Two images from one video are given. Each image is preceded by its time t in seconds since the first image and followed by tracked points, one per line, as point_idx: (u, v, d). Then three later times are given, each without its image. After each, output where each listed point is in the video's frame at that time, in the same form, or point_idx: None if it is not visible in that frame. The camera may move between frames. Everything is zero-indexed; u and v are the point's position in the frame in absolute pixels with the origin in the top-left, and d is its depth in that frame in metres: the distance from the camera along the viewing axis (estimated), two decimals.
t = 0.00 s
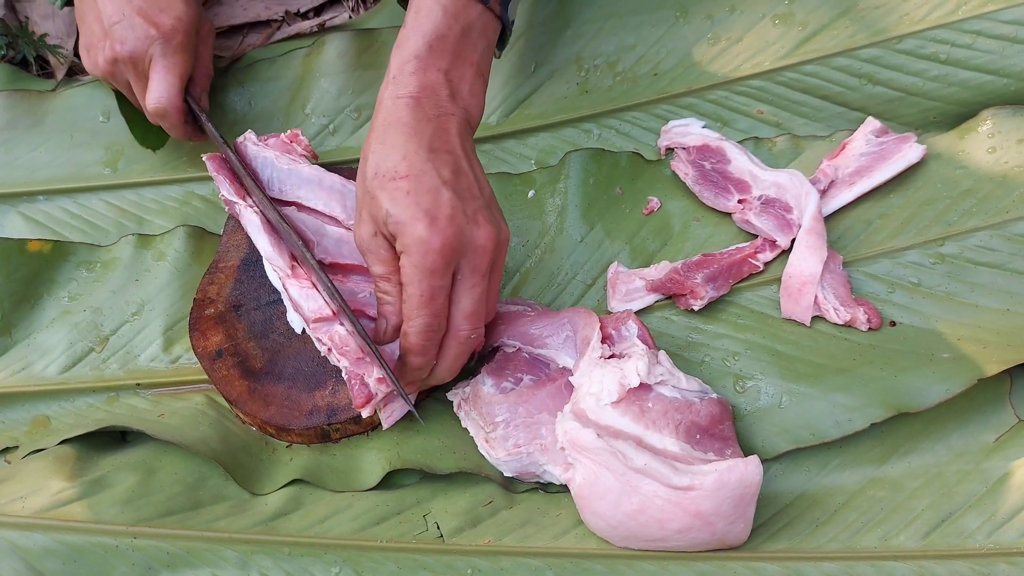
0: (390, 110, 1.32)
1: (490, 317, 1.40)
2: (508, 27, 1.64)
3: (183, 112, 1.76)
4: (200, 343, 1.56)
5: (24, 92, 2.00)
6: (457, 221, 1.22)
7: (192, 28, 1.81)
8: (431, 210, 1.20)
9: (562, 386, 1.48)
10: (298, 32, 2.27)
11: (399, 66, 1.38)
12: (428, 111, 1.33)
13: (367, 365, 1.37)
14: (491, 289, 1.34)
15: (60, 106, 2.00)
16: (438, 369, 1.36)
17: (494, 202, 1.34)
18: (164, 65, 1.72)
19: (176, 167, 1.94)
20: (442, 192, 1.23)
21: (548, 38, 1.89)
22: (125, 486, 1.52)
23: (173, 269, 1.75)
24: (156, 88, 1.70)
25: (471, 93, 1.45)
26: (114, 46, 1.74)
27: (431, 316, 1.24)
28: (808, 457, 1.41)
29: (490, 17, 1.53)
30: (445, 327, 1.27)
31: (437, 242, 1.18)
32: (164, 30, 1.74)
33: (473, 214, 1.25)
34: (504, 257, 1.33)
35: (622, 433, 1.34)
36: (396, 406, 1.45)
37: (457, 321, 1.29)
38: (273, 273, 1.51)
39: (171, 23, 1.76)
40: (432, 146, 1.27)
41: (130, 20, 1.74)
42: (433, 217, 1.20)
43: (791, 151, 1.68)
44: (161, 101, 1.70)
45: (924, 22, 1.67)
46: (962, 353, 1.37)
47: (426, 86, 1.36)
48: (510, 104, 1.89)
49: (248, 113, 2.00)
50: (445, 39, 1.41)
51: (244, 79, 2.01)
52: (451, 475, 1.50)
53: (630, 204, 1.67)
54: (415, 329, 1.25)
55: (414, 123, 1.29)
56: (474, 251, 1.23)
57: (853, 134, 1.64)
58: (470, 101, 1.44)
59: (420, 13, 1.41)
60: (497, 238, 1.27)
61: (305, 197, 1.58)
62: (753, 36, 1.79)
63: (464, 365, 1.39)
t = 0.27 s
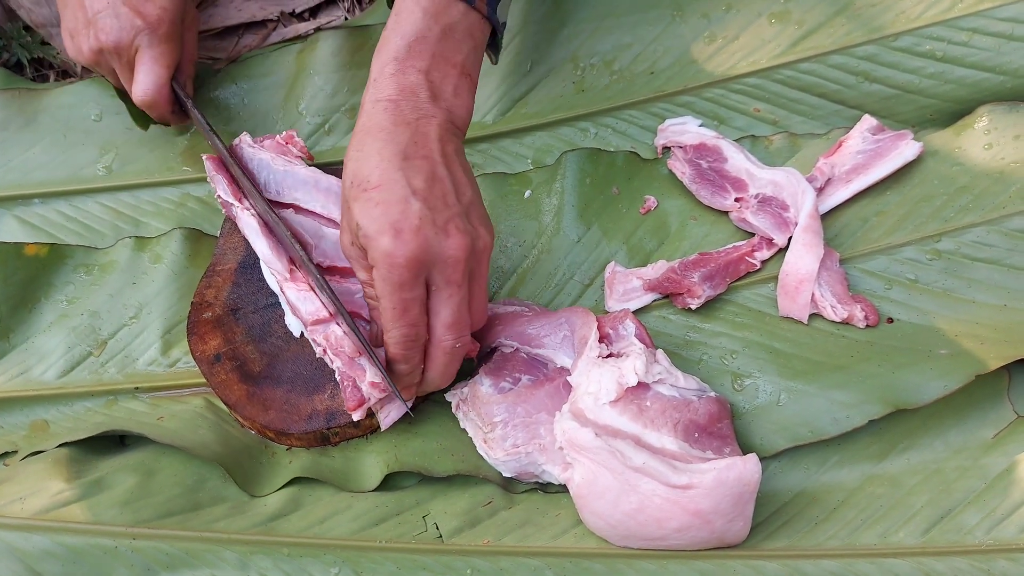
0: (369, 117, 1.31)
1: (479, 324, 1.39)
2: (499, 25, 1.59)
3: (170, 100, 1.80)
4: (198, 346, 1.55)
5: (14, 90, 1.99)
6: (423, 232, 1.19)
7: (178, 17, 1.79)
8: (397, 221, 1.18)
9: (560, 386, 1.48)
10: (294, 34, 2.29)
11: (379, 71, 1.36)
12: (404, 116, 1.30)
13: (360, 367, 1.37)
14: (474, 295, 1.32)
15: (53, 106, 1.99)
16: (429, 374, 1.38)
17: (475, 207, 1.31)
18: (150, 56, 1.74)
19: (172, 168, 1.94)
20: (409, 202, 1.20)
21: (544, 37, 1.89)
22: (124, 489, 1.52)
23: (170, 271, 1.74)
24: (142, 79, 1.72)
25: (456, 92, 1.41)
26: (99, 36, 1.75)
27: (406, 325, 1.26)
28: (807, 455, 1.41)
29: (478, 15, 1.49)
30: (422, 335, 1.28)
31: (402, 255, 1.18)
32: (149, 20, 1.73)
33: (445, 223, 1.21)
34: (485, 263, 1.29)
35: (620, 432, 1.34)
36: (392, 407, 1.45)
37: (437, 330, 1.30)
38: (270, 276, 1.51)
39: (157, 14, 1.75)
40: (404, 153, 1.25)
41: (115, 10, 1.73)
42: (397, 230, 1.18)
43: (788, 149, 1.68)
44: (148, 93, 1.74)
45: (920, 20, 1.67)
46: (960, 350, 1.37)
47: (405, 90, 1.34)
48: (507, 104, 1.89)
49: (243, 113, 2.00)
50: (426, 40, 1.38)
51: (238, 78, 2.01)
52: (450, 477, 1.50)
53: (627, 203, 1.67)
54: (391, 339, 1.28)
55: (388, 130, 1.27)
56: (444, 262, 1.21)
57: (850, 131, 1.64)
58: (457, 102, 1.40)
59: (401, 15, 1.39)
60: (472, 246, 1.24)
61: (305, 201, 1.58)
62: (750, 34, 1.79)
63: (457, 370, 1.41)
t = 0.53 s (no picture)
0: (367, 118, 1.31)
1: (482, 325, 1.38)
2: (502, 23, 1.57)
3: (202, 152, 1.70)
4: (197, 350, 1.55)
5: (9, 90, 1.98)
6: (415, 234, 1.19)
7: (201, 62, 1.73)
8: (388, 223, 1.19)
9: (559, 385, 1.48)
10: (291, 35, 2.28)
11: (378, 72, 1.37)
12: (400, 116, 1.30)
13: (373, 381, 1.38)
14: (473, 295, 1.32)
15: (49, 106, 1.98)
16: (432, 376, 1.38)
17: (473, 207, 1.30)
18: (177, 108, 1.66)
19: (169, 169, 1.93)
20: (402, 204, 1.20)
21: (542, 36, 1.89)
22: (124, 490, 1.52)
23: (169, 273, 1.74)
24: (170, 132, 1.64)
25: (457, 91, 1.40)
26: (121, 86, 1.69)
27: (404, 327, 1.27)
28: (808, 452, 1.41)
29: (479, 12, 1.48)
30: (420, 336, 1.28)
31: (394, 258, 1.18)
32: (175, 69, 1.67)
33: (438, 225, 1.21)
34: (483, 263, 1.29)
35: (620, 431, 1.34)
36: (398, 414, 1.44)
37: (435, 331, 1.29)
38: (275, 284, 1.51)
39: (182, 61, 1.68)
40: (399, 155, 1.24)
41: (138, 59, 1.67)
42: (390, 232, 1.19)
43: (786, 146, 1.68)
44: (175, 147, 1.65)
45: (918, 17, 1.68)
46: (959, 346, 1.37)
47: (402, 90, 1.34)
48: (505, 103, 1.89)
49: (239, 113, 2.00)
50: (423, 39, 1.38)
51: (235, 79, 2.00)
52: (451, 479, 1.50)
53: (625, 203, 1.67)
54: (390, 340, 1.29)
55: (384, 131, 1.28)
56: (437, 263, 1.21)
57: (848, 129, 1.64)
58: (457, 100, 1.39)
59: (399, 15, 1.39)
60: (466, 247, 1.23)
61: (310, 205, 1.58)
62: (748, 32, 1.79)
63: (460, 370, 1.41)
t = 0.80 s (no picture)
0: (368, 123, 1.32)
1: (481, 326, 1.39)
2: (499, 28, 1.56)
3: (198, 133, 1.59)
4: (200, 355, 1.56)
5: (9, 96, 1.98)
6: (418, 235, 1.20)
7: (204, 45, 1.65)
8: (392, 226, 1.20)
9: (561, 387, 1.48)
10: (290, 39, 2.28)
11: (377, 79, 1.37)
12: (401, 122, 1.30)
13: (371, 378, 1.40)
14: (475, 296, 1.33)
15: (48, 112, 1.99)
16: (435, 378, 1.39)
17: (475, 209, 1.31)
18: (173, 88, 1.55)
19: (170, 174, 1.94)
20: (405, 205, 1.21)
21: (541, 39, 1.90)
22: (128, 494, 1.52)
23: (171, 278, 1.75)
24: (165, 112, 1.52)
25: (456, 97, 1.40)
26: (121, 64, 1.59)
27: (409, 328, 1.27)
28: (808, 452, 1.42)
29: (476, 17, 1.45)
30: (426, 337, 1.29)
31: (398, 258, 1.19)
32: (177, 52, 1.57)
33: (441, 226, 1.22)
34: (485, 265, 1.29)
35: (621, 432, 1.35)
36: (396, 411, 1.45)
37: (440, 332, 1.30)
38: (273, 280, 1.53)
39: (184, 43, 1.59)
40: (401, 158, 1.25)
41: (139, 38, 1.56)
42: (394, 234, 1.20)
43: (784, 148, 1.69)
44: (170, 125, 1.52)
45: (915, 18, 1.69)
46: (959, 346, 1.38)
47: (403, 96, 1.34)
48: (505, 107, 1.90)
49: (240, 118, 2.01)
50: (422, 45, 1.37)
51: (236, 83, 2.01)
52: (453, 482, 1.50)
53: (625, 205, 1.68)
54: (394, 343, 1.30)
55: (385, 136, 1.28)
56: (440, 264, 1.21)
57: (846, 130, 1.65)
58: (457, 106, 1.39)
59: (396, 23, 1.38)
60: (469, 247, 1.23)
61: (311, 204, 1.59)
62: (746, 34, 1.80)
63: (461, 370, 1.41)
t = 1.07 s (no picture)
0: (377, 121, 1.32)
1: (481, 329, 1.40)
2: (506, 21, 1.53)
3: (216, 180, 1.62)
4: (199, 357, 1.56)
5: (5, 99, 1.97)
6: (420, 243, 1.21)
7: (226, 90, 1.66)
8: (395, 231, 1.21)
9: (560, 387, 1.48)
10: (287, 40, 2.27)
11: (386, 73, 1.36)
12: (410, 122, 1.30)
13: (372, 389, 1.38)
14: (474, 303, 1.33)
15: (44, 114, 1.98)
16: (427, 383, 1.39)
17: (480, 213, 1.31)
18: (197, 134, 1.57)
19: (167, 176, 1.94)
20: (409, 211, 1.22)
21: (538, 39, 1.90)
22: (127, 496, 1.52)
23: (169, 280, 1.74)
24: (187, 157, 1.54)
25: (465, 93, 1.39)
26: (141, 107, 1.59)
27: (401, 334, 1.28)
28: (807, 450, 1.42)
29: (484, 14, 1.45)
30: (416, 344, 1.30)
31: (398, 265, 1.21)
32: (200, 97, 1.58)
33: (443, 234, 1.23)
34: (487, 271, 1.30)
35: (621, 431, 1.35)
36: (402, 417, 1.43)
37: (430, 338, 1.31)
38: (273, 293, 1.52)
39: (207, 87, 1.61)
40: (408, 161, 1.26)
41: (161, 82, 1.58)
42: (396, 239, 1.21)
43: (781, 146, 1.69)
44: (192, 173, 1.55)
45: (911, 16, 1.69)
46: (957, 343, 1.38)
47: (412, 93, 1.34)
48: (502, 106, 1.90)
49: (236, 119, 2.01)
50: (430, 41, 1.35)
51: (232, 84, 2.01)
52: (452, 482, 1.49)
53: (622, 204, 1.68)
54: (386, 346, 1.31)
55: (394, 136, 1.29)
56: (441, 272, 1.23)
57: (843, 128, 1.65)
58: (467, 103, 1.39)
59: (405, 17, 1.37)
60: (471, 256, 1.24)
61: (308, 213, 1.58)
62: (742, 32, 1.80)
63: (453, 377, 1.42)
